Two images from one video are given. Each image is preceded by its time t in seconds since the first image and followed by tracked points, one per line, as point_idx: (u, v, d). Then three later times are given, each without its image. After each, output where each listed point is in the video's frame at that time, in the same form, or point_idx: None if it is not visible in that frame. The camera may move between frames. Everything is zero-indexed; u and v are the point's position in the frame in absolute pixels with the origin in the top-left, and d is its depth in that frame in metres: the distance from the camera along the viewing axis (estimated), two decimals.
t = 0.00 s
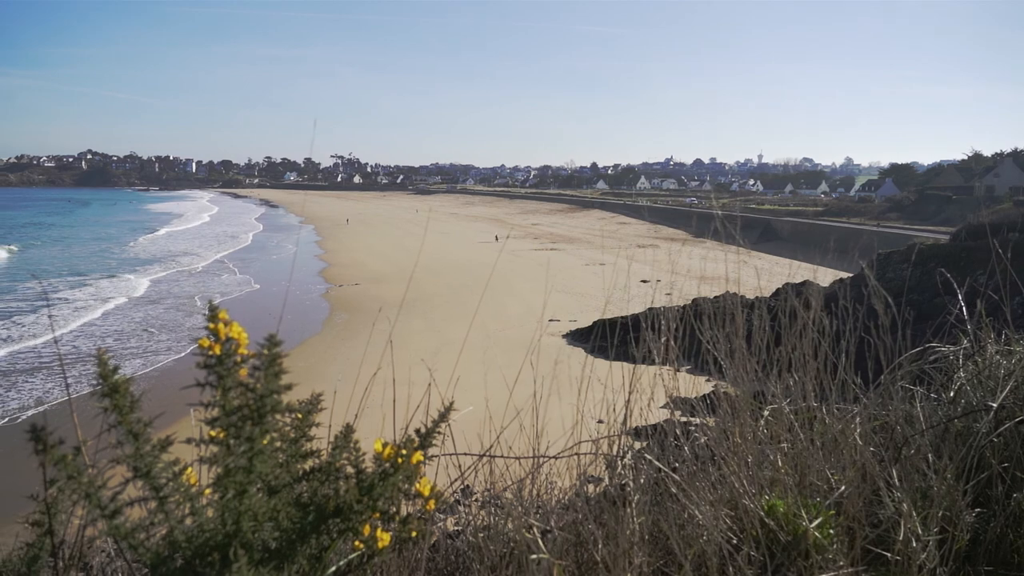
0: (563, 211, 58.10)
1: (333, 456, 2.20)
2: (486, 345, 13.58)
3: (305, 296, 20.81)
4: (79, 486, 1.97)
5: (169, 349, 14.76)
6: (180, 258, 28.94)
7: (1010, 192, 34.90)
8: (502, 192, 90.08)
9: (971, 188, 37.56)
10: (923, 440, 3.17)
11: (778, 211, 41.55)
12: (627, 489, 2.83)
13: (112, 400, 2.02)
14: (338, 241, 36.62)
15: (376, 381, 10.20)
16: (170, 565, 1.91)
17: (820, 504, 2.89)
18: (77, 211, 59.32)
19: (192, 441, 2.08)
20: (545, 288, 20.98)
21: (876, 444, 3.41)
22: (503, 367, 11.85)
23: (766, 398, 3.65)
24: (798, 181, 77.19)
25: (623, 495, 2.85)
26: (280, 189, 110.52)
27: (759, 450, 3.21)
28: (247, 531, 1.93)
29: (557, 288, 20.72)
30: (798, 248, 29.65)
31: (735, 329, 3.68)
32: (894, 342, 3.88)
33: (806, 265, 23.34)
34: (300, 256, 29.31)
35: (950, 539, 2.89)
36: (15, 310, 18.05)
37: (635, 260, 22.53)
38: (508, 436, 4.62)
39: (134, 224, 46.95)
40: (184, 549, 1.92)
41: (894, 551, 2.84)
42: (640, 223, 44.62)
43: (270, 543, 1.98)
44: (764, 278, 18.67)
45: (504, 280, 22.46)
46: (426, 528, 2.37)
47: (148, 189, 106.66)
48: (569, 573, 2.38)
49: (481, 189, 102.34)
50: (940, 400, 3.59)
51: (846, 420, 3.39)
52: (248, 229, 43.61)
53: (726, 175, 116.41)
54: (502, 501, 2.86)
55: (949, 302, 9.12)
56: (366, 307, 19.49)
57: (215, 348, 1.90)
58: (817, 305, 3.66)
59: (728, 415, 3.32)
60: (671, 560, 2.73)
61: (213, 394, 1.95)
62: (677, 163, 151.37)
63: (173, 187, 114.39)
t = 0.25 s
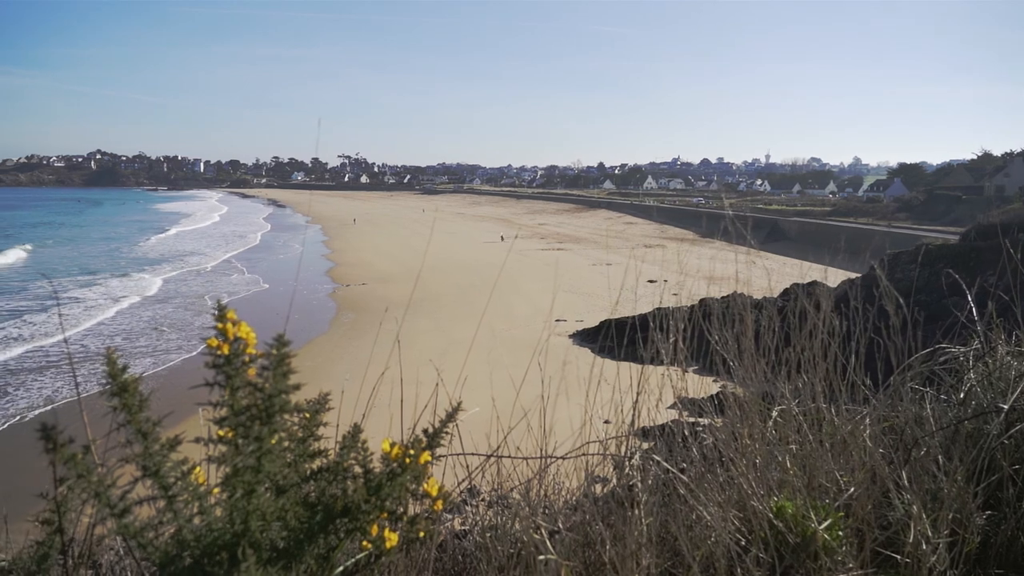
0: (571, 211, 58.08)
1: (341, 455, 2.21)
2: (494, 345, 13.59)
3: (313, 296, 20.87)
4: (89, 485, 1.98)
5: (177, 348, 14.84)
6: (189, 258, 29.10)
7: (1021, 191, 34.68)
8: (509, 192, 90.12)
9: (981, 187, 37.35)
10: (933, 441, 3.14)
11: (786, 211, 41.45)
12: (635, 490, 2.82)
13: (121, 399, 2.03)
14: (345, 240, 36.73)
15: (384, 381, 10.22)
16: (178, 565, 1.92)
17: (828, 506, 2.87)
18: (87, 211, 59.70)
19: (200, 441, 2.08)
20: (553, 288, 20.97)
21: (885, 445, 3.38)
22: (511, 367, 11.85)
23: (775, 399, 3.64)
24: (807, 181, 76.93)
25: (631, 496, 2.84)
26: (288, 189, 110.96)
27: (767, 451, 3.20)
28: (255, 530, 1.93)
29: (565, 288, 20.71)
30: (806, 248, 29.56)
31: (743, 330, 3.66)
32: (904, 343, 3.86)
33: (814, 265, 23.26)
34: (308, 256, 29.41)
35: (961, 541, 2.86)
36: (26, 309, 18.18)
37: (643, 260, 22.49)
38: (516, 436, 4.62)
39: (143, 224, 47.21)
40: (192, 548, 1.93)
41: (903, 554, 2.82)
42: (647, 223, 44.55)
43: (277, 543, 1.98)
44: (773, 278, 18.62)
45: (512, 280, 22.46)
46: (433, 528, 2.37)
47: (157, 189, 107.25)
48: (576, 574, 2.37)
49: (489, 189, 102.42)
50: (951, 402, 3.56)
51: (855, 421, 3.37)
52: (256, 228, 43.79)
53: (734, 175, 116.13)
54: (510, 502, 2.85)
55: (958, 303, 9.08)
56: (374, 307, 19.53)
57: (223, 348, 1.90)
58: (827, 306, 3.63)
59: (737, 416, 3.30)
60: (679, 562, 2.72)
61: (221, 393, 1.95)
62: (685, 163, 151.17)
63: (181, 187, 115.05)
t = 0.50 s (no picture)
0: (578, 212, 58.07)
1: (350, 456, 2.21)
2: (502, 346, 13.60)
3: (321, 297, 20.93)
4: (99, 484, 1.99)
5: (185, 348, 14.91)
6: (198, 258, 29.25)
7: None
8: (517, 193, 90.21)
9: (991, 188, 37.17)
10: (943, 444, 3.13)
11: (795, 211, 41.31)
12: (643, 491, 2.82)
13: (132, 399, 2.04)
14: (353, 241, 36.82)
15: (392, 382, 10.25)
16: (188, 565, 1.92)
17: (838, 508, 2.86)
18: (96, 211, 60.11)
19: (210, 440, 2.09)
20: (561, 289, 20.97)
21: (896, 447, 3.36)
22: (519, 368, 11.86)
23: (785, 400, 3.62)
24: (815, 181, 76.70)
25: (639, 497, 2.83)
26: (296, 190, 111.43)
27: (776, 453, 3.19)
28: (265, 530, 1.94)
29: (573, 289, 20.71)
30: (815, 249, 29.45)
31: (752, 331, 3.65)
32: (914, 344, 3.83)
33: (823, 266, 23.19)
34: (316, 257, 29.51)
35: (971, 545, 2.84)
36: (37, 309, 18.31)
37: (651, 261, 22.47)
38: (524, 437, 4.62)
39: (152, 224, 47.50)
40: (203, 547, 1.94)
41: (913, 556, 2.80)
42: (654, 223, 44.48)
43: (286, 543, 1.99)
44: (781, 279, 18.57)
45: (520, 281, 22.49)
46: (441, 528, 2.37)
47: (166, 189, 107.92)
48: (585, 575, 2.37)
49: (496, 189, 102.50)
50: (961, 404, 3.54)
51: (864, 423, 3.35)
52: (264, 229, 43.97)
53: (743, 176, 115.77)
54: (518, 503, 2.85)
55: (968, 305, 9.03)
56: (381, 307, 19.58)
57: (233, 348, 1.91)
58: (836, 307, 3.62)
59: (746, 417, 3.29)
60: (687, 563, 2.71)
61: (231, 394, 1.96)
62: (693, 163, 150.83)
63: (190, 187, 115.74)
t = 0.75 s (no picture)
0: (585, 213, 58.05)
1: (359, 455, 2.22)
2: (509, 347, 13.60)
3: (329, 297, 20.98)
4: (110, 483, 2.00)
5: (194, 348, 14.97)
6: (206, 258, 29.39)
7: None
8: (524, 193, 90.29)
9: (1001, 189, 36.95)
10: (954, 446, 3.11)
11: (802, 212, 41.19)
12: (652, 492, 2.82)
13: (143, 397, 2.05)
14: (360, 241, 36.92)
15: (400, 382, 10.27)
16: (199, 563, 1.93)
17: (848, 511, 2.84)
18: (106, 212, 60.49)
19: (220, 440, 2.09)
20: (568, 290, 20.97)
21: (906, 449, 3.34)
22: (527, 368, 11.86)
23: (793, 402, 3.61)
24: (823, 181, 76.44)
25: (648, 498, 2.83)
26: (303, 190, 111.76)
27: (785, 455, 3.17)
28: (275, 530, 1.95)
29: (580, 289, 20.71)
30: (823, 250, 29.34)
31: (762, 332, 3.63)
32: (924, 346, 3.81)
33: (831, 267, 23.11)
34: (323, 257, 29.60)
35: (982, 548, 2.82)
36: (46, 309, 18.42)
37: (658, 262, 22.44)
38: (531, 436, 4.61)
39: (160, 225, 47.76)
40: (213, 546, 1.95)
41: (923, 559, 2.79)
42: (661, 224, 44.40)
43: (296, 542, 2.00)
44: (789, 280, 18.52)
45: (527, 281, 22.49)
46: (450, 528, 2.37)
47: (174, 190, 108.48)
48: None
49: (503, 189, 102.60)
50: (972, 406, 3.52)
51: (873, 424, 3.34)
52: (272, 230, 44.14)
53: (750, 176, 115.44)
54: (525, 503, 2.85)
55: (979, 306, 8.96)
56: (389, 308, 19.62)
57: (243, 348, 1.92)
58: (845, 308, 3.61)
59: (755, 418, 3.28)
60: (696, 565, 2.71)
61: (241, 393, 1.96)
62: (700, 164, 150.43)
63: (198, 188, 116.23)
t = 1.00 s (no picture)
0: (594, 213, 57.95)
1: (371, 455, 2.23)
2: (519, 347, 13.60)
3: (338, 297, 21.04)
4: (124, 481, 2.01)
5: (204, 347, 15.05)
6: (215, 258, 29.51)
7: None
8: (532, 193, 90.23)
9: (1014, 189, 36.65)
10: (967, 448, 3.09)
11: (812, 212, 40.98)
12: (662, 492, 2.82)
13: (156, 397, 2.07)
14: (369, 241, 36.99)
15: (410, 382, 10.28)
16: (212, 562, 1.94)
17: (859, 512, 2.83)
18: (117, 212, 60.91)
19: (232, 438, 2.11)
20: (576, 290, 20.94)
21: (917, 451, 3.32)
22: (537, 368, 11.87)
23: (804, 403, 3.60)
24: (832, 182, 76.03)
25: (658, 498, 2.83)
26: (312, 190, 112.12)
27: (796, 457, 3.16)
28: (287, 529, 1.96)
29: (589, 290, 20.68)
30: (833, 250, 29.19)
31: (772, 333, 3.62)
32: (936, 347, 3.78)
33: (841, 268, 23.01)
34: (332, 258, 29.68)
35: (996, 550, 2.80)
36: (58, 309, 18.56)
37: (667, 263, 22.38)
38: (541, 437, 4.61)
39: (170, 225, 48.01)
40: (225, 545, 1.96)
41: (936, 562, 2.77)
42: (670, 224, 44.30)
43: (308, 540, 2.01)
44: (798, 280, 18.43)
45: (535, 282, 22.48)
46: (461, 529, 2.38)
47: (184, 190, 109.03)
48: None
49: (512, 190, 102.60)
50: (985, 408, 3.49)
51: (885, 426, 3.32)
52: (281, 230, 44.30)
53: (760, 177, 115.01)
54: (534, 503, 2.85)
55: (992, 307, 8.89)
56: (398, 308, 19.66)
57: (256, 347, 1.93)
58: (857, 309, 3.59)
59: (766, 419, 3.27)
60: (707, 567, 2.70)
61: (253, 392, 1.97)
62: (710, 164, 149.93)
63: (208, 188, 116.73)
